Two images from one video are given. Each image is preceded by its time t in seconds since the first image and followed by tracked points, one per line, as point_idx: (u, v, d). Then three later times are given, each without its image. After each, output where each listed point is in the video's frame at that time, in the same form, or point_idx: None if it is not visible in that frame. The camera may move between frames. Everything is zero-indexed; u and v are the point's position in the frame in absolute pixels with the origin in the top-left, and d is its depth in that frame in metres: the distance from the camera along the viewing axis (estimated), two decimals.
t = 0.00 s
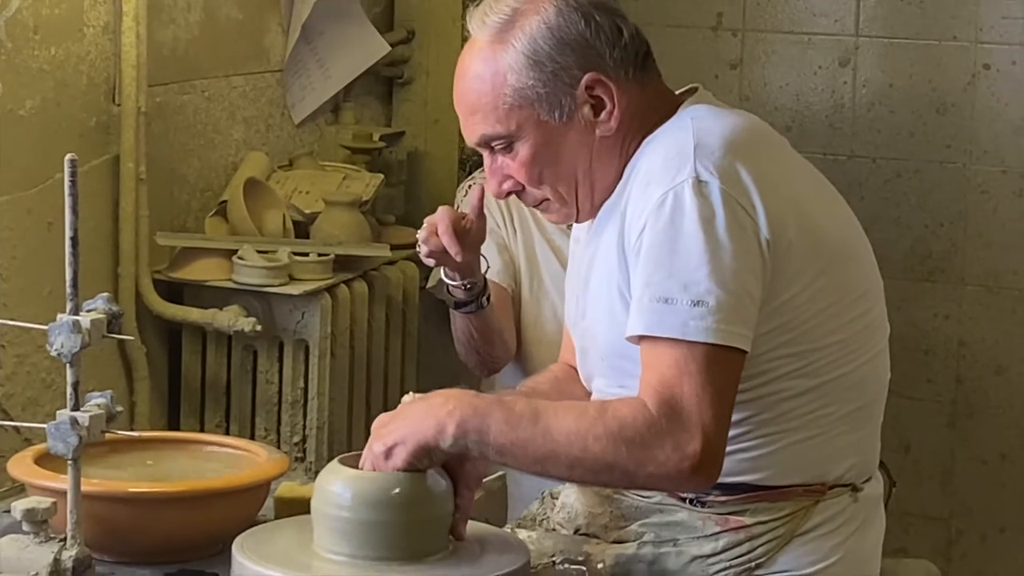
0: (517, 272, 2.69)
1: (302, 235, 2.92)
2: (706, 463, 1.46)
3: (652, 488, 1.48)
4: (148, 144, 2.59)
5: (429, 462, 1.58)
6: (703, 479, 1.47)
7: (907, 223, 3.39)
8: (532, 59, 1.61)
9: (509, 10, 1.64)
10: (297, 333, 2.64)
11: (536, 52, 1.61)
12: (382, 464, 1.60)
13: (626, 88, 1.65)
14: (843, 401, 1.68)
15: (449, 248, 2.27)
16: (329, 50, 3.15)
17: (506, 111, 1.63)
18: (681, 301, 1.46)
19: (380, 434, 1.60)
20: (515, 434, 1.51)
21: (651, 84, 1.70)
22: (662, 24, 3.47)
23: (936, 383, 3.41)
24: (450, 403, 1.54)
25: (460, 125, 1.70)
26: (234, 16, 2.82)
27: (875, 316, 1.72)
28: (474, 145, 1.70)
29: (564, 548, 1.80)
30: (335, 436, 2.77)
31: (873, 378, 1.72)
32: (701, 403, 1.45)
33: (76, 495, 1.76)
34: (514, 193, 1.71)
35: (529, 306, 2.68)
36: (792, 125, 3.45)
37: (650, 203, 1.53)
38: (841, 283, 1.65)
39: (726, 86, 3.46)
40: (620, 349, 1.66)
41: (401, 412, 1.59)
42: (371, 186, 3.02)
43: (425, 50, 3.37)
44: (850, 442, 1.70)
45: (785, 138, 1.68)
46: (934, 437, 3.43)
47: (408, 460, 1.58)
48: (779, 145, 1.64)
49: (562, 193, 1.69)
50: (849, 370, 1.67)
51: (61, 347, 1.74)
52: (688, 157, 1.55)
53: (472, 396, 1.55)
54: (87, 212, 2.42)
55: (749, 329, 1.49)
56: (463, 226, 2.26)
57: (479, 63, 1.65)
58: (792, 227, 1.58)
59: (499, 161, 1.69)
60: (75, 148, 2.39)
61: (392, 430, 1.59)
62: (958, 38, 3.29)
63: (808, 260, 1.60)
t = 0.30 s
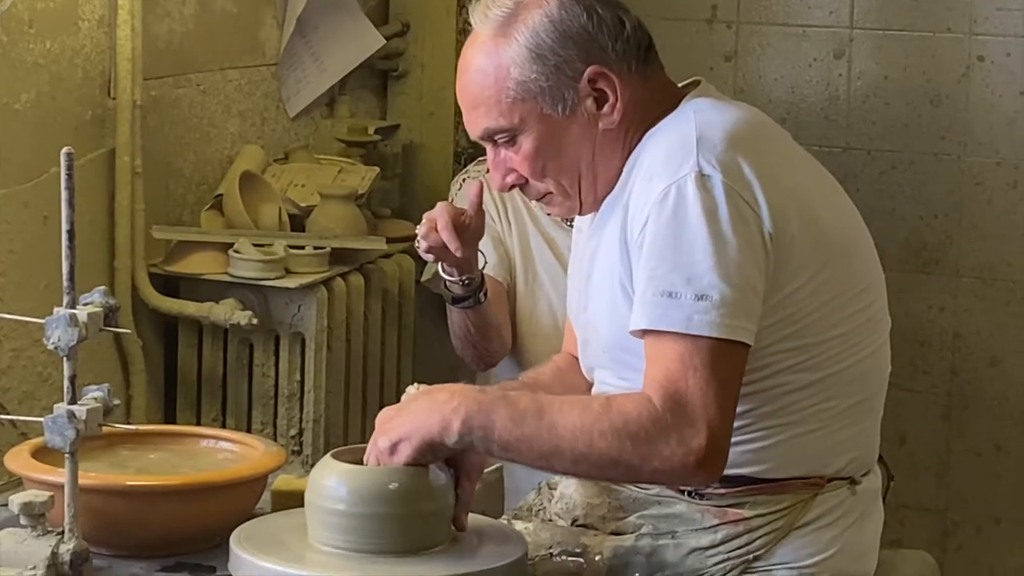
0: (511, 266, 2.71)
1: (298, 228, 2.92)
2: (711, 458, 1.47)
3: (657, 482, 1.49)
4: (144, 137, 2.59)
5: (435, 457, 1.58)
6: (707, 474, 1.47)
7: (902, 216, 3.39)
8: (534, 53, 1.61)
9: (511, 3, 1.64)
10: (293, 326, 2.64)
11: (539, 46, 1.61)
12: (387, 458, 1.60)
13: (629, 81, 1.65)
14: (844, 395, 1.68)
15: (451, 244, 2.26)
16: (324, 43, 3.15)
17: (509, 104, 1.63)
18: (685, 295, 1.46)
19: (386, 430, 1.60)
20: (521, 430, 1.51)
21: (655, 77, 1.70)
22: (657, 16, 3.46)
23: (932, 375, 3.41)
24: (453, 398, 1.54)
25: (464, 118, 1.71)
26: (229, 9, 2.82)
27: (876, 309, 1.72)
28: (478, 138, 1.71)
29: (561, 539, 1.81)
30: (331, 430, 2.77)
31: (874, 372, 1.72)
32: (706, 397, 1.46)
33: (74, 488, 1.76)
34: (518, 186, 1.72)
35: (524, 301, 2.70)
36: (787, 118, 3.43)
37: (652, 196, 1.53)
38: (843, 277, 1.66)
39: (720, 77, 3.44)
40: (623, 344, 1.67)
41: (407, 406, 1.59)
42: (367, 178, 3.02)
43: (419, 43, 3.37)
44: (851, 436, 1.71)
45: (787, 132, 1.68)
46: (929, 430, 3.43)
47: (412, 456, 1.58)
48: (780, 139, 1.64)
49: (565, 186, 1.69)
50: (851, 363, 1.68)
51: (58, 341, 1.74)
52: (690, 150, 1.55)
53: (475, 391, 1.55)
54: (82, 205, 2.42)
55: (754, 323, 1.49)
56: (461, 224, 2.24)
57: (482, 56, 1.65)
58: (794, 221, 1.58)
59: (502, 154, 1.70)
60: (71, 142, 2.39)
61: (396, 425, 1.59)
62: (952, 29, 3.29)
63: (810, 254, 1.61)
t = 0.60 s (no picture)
0: (507, 257, 2.72)
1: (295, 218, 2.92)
2: (718, 445, 1.47)
3: (665, 468, 1.49)
4: (141, 128, 2.58)
5: (441, 447, 1.59)
6: (715, 462, 1.48)
7: (900, 204, 3.37)
8: (541, 40, 1.61)
9: None
10: (290, 316, 2.64)
11: (546, 32, 1.61)
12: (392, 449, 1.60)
13: (636, 68, 1.65)
14: (848, 385, 1.68)
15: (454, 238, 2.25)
16: (321, 34, 3.15)
17: (517, 91, 1.63)
18: (693, 282, 1.47)
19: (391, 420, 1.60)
20: (528, 420, 1.52)
21: (662, 64, 1.70)
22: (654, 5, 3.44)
23: (929, 363, 3.40)
24: (461, 388, 1.55)
25: (471, 105, 1.71)
26: None
27: (879, 300, 1.72)
28: (485, 125, 1.71)
29: (560, 528, 1.81)
30: (330, 420, 2.77)
31: (877, 363, 1.72)
32: (714, 385, 1.46)
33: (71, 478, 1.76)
34: (525, 173, 1.72)
35: (521, 291, 2.71)
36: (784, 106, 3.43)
37: (659, 184, 1.53)
38: (848, 266, 1.66)
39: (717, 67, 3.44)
40: (627, 331, 1.67)
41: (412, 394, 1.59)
42: (364, 168, 3.02)
43: (417, 33, 3.37)
44: (853, 426, 1.71)
45: (793, 121, 1.68)
46: (927, 418, 3.42)
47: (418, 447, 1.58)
48: (786, 127, 1.64)
49: (572, 174, 1.69)
50: (855, 353, 1.68)
51: (55, 330, 1.74)
52: (697, 138, 1.54)
53: (481, 379, 1.56)
54: (80, 196, 2.42)
55: (762, 311, 1.49)
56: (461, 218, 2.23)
57: (489, 43, 1.65)
58: (801, 210, 1.58)
59: (509, 141, 1.70)
60: (68, 133, 2.39)
61: (402, 415, 1.59)
62: (949, 18, 3.27)
63: (816, 242, 1.61)
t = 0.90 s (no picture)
0: (508, 246, 2.72)
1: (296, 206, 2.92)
2: (727, 432, 1.48)
3: (674, 454, 1.50)
4: (141, 117, 2.58)
5: (449, 433, 1.57)
6: (724, 447, 1.49)
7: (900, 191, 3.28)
8: (557, 17, 1.61)
9: None
10: (291, 305, 2.64)
11: (560, 10, 1.61)
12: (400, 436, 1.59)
13: (648, 51, 1.65)
14: (854, 373, 1.68)
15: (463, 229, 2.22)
16: (321, 22, 3.15)
17: (527, 67, 1.63)
18: (704, 269, 1.47)
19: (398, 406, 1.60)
20: (537, 405, 1.52)
21: (673, 50, 1.70)
22: None
23: (930, 351, 3.31)
24: (469, 374, 1.54)
25: (478, 81, 1.71)
26: None
27: (887, 288, 1.72)
28: (492, 101, 1.71)
29: (562, 516, 1.80)
30: (331, 409, 2.77)
31: (883, 352, 1.72)
32: (723, 372, 1.46)
33: (75, 466, 1.76)
34: (529, 151, 1.72)
35: (521, 280, 2.71)
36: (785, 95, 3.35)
37: (668, 169, 1.53)
38: (855, 254, 1.66)
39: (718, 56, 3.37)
40: (633, 317, 1.67)
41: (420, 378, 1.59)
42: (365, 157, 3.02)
43: (417, 21, 3.37)
44: (859, 415, 1.71)
45: (802, 107, 1.68)
46: (928, 406, 3.33)
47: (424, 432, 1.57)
48: (796, 114, 1.64)
49: (577, 153, 1.69)
50: (861, 341, 1.68)
51: (58, 318, 1.74)
52: (707, 124, 1.54)
53: (489, 364, 1.55)
54: (81, 185, 2.42)
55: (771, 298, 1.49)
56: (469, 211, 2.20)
57: (502, 19, 1.65)
58: (810, 197, 1.58)
59: (516, 119, 1.69)
60: (69, 122, 2.39)
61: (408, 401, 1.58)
62: (949, 6, 3.18)
63: (824, 230, 1.61)
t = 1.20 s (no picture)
0: (513, 234, 2.75)
1: (300, 196, 2.92)
2: (752, 426, 1.48)
3: (696, 446, 1.50)
4: (145, 106, 2.58)
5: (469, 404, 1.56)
6: (750, 440, 1.49)
7: (903, 182, 3.28)
8: (581, 3, 1.58)
9: None
10: (295, 294, 2.64)
11: None
12: (419, 401, 1.57)
13: (664, 40, 1.64)
14: (863, 365, 1.67)
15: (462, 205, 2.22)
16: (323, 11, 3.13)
17: (547, 53, 1.60)
18: (724, 265, 1.45)
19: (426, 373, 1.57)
20: (566, 387, 1.50)
21: (684, 37, 1.69)
22: None
23: (934, 341, 3.31)
24: (501, 350, 1.52)
25: (488, 65, 1.68)
26: None
27: (891, 279, 1.71)
28: (501, 86, 1.68)
29: (567, 506, 1.78)
30: (335, 398, 2.77)
31: (887, 342, 1.71)
32: (752, 365, 1.46)
33: (80, 455, 1.76)
34: (539, 137, 1.70)
35: (526, 268, 2.73)
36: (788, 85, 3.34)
37: (682, 164, 1.51)
38: (863, 246, 1.65)
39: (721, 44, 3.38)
40: (644, 311, 1.65)
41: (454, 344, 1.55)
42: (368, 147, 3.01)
43: (419, 9, 3.37)
44: (867, 407, 1.69)
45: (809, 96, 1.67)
46: (932, 395, 3.33)
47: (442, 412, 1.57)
48: (804, 105, 1.62)
49: (590, 140, 1.68)
50: (867, 334, 1.66)
51: (63, 308, 1.74)
52: (718, 119, 1.52)
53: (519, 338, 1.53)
54: (85, 175, 2.42)
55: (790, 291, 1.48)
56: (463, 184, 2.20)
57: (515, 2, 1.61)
58: (822, 190, 1.57)
59: (528, 105, 1.67)
60: (72, 112, 2.39)
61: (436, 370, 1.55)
62: None
63: (835, 223, 1.60)
